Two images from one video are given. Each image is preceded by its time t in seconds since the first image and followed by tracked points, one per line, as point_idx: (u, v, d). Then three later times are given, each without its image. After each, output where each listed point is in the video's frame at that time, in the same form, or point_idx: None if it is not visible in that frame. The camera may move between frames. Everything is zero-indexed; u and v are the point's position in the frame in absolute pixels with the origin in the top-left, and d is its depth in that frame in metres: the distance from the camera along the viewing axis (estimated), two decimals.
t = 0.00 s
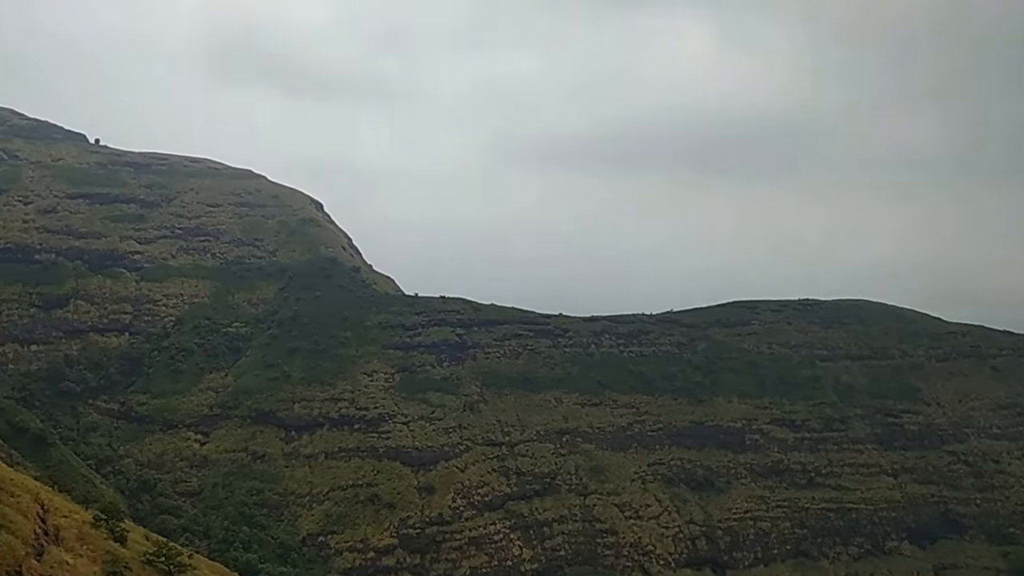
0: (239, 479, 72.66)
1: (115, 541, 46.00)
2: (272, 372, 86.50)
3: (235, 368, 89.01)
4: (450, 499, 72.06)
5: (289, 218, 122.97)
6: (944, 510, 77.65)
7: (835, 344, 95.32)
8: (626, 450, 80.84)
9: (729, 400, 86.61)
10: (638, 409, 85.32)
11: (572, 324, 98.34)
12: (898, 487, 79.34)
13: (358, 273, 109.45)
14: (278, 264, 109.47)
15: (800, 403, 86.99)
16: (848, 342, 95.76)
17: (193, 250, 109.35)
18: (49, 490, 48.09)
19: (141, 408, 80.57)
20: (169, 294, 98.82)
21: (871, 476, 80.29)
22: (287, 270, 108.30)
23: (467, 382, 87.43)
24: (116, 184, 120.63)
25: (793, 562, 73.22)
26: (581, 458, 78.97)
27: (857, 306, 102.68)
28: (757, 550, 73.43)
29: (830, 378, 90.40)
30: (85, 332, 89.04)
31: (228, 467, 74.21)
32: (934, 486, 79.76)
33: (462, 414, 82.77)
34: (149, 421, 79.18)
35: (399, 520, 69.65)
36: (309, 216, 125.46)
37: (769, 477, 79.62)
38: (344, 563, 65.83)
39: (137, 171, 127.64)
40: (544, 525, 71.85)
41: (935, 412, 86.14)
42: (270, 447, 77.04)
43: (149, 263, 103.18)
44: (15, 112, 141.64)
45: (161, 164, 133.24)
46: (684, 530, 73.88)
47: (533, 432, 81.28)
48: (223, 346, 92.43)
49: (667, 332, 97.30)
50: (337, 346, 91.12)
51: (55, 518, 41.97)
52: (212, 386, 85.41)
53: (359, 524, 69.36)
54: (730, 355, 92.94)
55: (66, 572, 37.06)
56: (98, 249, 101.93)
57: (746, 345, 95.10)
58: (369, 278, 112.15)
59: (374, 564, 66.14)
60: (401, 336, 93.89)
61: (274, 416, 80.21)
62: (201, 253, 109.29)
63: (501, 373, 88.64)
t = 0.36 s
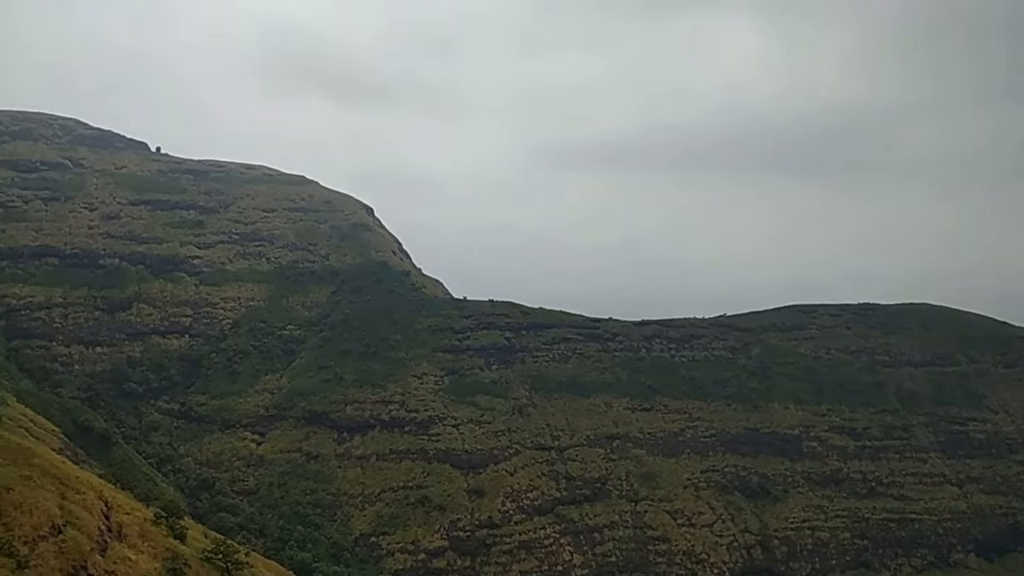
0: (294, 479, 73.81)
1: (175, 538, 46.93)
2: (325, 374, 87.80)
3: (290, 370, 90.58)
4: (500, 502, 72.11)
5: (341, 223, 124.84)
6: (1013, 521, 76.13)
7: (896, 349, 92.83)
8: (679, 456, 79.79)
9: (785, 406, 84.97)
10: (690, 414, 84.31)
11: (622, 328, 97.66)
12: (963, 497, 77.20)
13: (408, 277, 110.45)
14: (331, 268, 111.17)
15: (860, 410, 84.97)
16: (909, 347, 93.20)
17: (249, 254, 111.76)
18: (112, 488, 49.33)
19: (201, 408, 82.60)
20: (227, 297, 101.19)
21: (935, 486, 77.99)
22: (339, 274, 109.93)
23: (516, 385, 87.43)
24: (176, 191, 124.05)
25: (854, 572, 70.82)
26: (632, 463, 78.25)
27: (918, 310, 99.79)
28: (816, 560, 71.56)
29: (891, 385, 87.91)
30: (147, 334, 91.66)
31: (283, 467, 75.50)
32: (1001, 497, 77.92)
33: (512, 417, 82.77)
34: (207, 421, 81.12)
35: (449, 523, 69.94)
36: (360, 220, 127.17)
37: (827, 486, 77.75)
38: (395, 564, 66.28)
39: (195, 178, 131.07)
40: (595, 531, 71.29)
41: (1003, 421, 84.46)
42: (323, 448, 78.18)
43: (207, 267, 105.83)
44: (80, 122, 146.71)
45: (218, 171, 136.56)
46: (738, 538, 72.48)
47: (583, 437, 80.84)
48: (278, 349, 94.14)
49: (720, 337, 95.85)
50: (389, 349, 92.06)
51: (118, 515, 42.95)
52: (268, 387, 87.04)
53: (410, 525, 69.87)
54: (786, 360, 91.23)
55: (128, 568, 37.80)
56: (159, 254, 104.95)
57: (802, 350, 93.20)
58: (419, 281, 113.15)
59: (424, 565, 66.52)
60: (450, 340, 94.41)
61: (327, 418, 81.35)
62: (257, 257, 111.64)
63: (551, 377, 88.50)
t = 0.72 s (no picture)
0: (348, 480, 74.59)
1: (233, 536, 47.74)
2: (378, 376, 88.65)
3: (343, 371, 91.72)
4: (552, 507, 71.72)
5: (393, 226, 126.06)
6: None
7: (964, 354, 89.82)
8: (735, 463, 78.31)
9: (847, 413, 83.09)
10: (747, 420, 82.99)
11: (675, 332, 96.43)
12: None
13: (459, 280, 110.89)
14: (383, 271, 112.29)
15: (926, 417, 82.36)
16: (978, 352, 90.05)
17: (303, 258, 113.63)
18: (174, 485, 50.40)
19: (258, 409, 84.23)
20: (283, 300, 103.06)
21: (1007, 496, 75.03)
22: (391, 277, 110.92)
23: (567, 389, 86.98)
24: (233, 196, 126.99)
25: None
26: (686, 469, 77.06)
27: (986, 312, 96.20)
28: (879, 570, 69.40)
29: (960, 392, 85.03)
30: (207, 336, 93.86)
31: (338, 467, 76.43)
32: None
33: (563, 421, 82.32)
34: (265, 422, 82.65)
35: (500, 526, 69.82)
36: (412, 224, 128.20)
37: (891, 495, 75.41)
38: (448, 566, 66.43)
39: (252, 184, 133.92)
40: (649, 537, 70.35)
41: None
42: (376, 449, 78.90)
43: (264, 271, 107.98)
44: (143, 131, 151.28)
45: (274, 177, 139.32)
46: (798, 548, 70.75)
47: (636, 441, 80.00)
48: (332, 351, 95.41)
49: (777, 341, 93.97)
50: (441, 351, 92.51)
51: (179, 512, 43.81)
52: (323, 389, 88.25)
53: (462, 528, 69.98)
54: (848, 365, 89.13)
55: (189, 564, 38.42)
56: (218, 258, 107.54)
57: (864, 355, 90.89)
58: (470, 284, 113.49)
59: (477, 568, 66.58)
60: (501, 343, 94.42)
61: (380, 420, 82.08)
62: (311, 261, 113.45)
63: (603, 381, 87.83)
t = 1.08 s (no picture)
0: (401, 481, 75.00)
1: (291, 534, 48.27)
2: (431, 378, 89.10)
3: (397, 373, 92.40)
4: (606, 512, 70.92)
5: (445, 229, 126.81)
6: None
7: None
8: (796, 471, 76.21)
9: (914, 420, 80.20)
10: (808, 427, 80.93)
11: (732, 335, 94.63)
12: None
13: (511, 283, 110.80)
14: (436, 274, 112.98)
15: (997, 424, 79.52)
16: None
17: (358, 261, 115.05)
18: (233, 483, 51.29)
19: (314, 410, 85.46)
20: (338, 303, 104.45)
21: None
22: (443, 279, 111.50)
23: (621, 393, 86.07)
24: (290, 201, 129.38)
25: None
26: (744, 476, 75.39)
27: None
28: None
29: None
30: (265, 338, 95.66)
31: (392, 468, 76.96)
32: None
33: (617, 425, 81.43)
34: (320, 422, 83.80)
35: (553, 530, 69.29)
36: (464, 227, 128.75)
37: (961, 505, 72.75)
38: (502, 569, 66.19)
39: (307, 189, 136.25)
40: (706, 545, 68.99)
41: None
42: (430, 451, 79.19)
43: (320, 274, 109.63)
44: (204, 138, 155.26)
45: (329, 181, 141.50)
46: (862, 559, 68.45)
47: (692, 447, 78.68)
48: (385, 353, 96.23)
49: (839, 345, 91.59)
50: (493, 354, 92.48)
51: (238, 509, 44.39)
52: (377, 390, 89.08)
53: (515, 531, 69.67)
54: (914, 370, 86.60)
55: (247, 561, 38.83)
56: (275, 262, 109.60)
57: (932, 360, 88.15)
58: (522, 287, 113.35)
59: (531, 571, 66.20)
60: (554, 345, 93.95)
61: (434, 421, 82.37)
62: (365, 264, 114.76)
63: (657, 385, 86.67)
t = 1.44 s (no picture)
0: (455, 483, 74.96)
1: (347, 534, 48.50)
2: (484, 381, 89.00)
3: (450, 375, 92.54)
4: (662, 517, 69.59)
5: (498, 232, 126.82)
6: None
7: None
8: (860, 478, 73.63)
9: (984, 426, 77.80)
10: (873, 432, 78.22)
11: (792, 338, 92.25)
12: None
13: (564, 285, 110.06)
14: (489, 276, 112.95)
15: None
16: None
17: (411, 264, 115.82)
18: (291, 483, 51.85)
19: (369, 411, 86.14)
20: (392, 305, 105.26)
21: None
22: (496, 282, 111.42)
23: (677, 397, 84.59)
24: (345, 205, 131.08)
25: None
26: (806, 483, 73.14)
27: None
28: None
29: None
30: (322, 339, 96.92)
31: (446, 470, 76.94)
32: None
33: (673, 430, 80.00)
34: (375, 423, 84.42)
35: (609, 535, 68.28)
36: (517, 229, 128.52)
37: None
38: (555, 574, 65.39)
39: (362, 193, 137.84)
40: (765, 553, 66.95)
41: None
42: (483, 453, 79.00)
43: (374, 276, 110.68)
44: (262, 143, 158.48)
45: (383, 185, 142.92)
46: (931, 569, 65.64)
47: (751, 453, 76.73)
48: (439, 355, 96.48)
49: (905, 349, 88.62)
50: (546, 357, 91.92)
51: (296, 509, 44.73)
52: (430, 392, 89.35)
53: (569, 535, 68.86)
54: (986, 375, 83.76)
55: (305, 560, 39.02)
56: (331, 265, 111.06)
57: (1004, 366, 85.27)
58: (575, 289, 112.50)
59: None
60: (608, 348, 92.91)
61: (487, 424, 82.22)
62: (419, 267, 115.41)
63: (714, 389, 84.92)
